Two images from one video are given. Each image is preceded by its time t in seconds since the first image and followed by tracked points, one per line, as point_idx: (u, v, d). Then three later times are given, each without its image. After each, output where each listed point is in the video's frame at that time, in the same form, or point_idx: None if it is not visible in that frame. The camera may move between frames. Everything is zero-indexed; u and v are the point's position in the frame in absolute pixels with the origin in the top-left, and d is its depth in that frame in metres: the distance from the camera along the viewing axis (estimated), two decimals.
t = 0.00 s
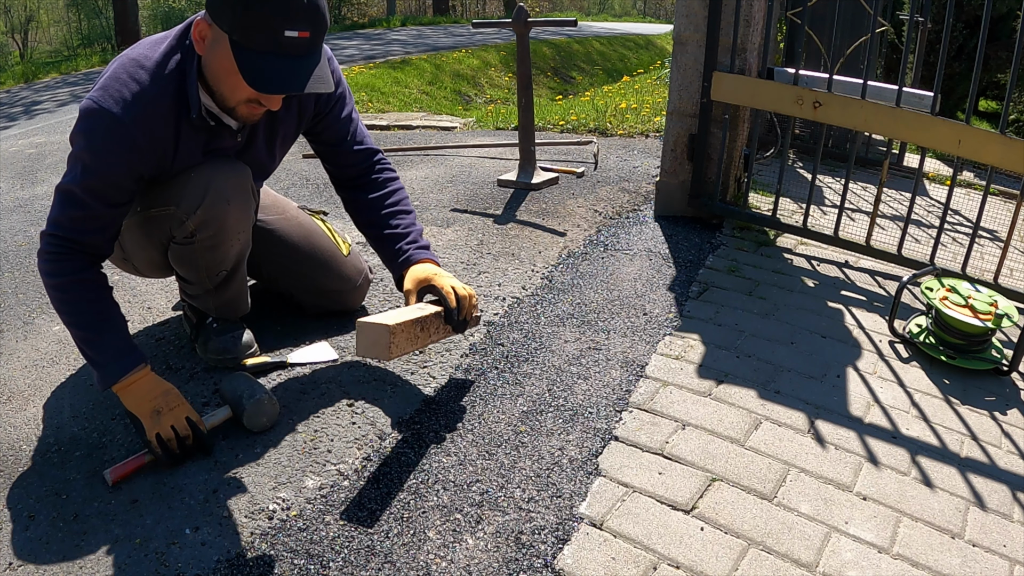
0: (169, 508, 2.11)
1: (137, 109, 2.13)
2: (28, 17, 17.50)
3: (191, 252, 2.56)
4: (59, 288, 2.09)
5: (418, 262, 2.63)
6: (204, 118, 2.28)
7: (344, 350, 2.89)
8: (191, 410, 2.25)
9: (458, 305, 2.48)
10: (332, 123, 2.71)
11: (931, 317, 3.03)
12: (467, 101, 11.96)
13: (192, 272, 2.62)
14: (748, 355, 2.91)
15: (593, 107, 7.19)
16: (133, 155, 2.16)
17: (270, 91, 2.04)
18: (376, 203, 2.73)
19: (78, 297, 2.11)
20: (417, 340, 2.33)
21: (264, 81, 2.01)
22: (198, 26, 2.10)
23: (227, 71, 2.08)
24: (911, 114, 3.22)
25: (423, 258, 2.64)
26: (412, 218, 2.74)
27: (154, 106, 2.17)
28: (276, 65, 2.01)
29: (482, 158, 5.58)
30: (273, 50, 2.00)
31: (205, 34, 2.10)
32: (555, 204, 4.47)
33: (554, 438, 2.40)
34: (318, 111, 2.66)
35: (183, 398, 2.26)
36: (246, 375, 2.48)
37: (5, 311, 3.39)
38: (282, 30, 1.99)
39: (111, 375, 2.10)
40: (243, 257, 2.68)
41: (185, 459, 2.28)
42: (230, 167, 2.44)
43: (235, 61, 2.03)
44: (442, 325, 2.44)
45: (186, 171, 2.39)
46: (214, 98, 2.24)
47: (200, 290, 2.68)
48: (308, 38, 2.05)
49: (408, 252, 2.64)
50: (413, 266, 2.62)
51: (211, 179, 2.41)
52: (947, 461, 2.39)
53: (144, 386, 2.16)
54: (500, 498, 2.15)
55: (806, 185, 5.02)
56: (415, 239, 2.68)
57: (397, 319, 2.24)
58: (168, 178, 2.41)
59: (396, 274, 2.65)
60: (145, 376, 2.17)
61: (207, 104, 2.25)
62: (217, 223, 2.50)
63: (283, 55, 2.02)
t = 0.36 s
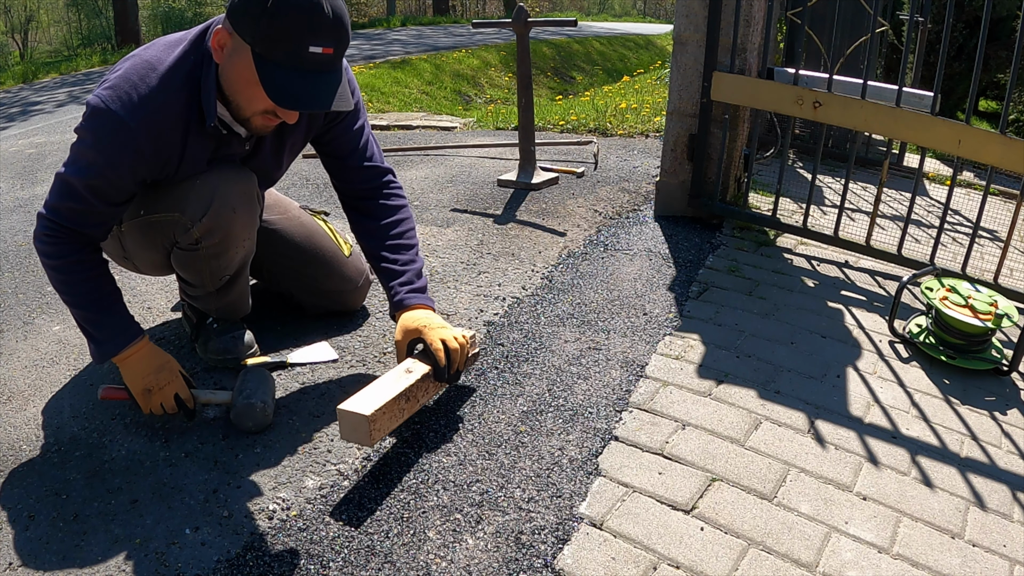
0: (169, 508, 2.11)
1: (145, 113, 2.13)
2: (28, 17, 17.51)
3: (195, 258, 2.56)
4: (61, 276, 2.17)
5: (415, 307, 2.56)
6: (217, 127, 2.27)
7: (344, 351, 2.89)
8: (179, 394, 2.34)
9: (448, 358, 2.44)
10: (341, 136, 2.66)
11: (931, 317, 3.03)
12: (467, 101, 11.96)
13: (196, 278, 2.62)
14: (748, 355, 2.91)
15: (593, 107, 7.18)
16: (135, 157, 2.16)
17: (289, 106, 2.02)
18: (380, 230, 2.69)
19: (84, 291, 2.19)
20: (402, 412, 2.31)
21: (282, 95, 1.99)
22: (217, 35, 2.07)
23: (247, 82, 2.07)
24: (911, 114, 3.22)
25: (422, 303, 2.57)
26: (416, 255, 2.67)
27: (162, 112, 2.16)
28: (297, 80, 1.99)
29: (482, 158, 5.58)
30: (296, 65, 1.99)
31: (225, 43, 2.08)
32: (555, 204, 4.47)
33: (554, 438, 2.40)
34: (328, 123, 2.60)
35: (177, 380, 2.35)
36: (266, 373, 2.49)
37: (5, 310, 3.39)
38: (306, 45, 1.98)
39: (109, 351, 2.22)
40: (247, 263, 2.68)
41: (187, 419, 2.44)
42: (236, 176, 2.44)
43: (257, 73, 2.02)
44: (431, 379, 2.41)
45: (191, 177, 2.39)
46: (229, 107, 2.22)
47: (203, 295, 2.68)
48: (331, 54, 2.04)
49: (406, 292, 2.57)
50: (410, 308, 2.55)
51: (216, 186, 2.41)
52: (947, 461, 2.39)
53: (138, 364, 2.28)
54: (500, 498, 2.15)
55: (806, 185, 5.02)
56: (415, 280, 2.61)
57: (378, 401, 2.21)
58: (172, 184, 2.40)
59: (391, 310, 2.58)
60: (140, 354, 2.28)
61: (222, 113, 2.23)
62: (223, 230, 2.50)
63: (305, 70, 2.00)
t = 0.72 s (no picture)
0: (169, 508, 2.11)
1: (145, 117, 2.13)
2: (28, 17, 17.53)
3: (195, 259, 2.56)
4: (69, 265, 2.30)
5: (406, 339, 2.50)
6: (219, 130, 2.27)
7: (344, 351, 2.89)
8: (189, 368, 2.41)
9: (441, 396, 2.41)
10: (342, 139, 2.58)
11: (931, 317, 3.03)
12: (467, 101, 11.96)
13: (196, 279, 2.63)
14: (748, 355, 2.91)
15: (593, 107, 7.18)
16: (134, 159, 2.18)
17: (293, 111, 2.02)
18: (370, 245, 2.59)
19: (88, 279, 2.31)
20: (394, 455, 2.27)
21: (287, 100, 1.99)
22: (224, 37, 2.07)
23: (252, 86, 2.07)
24: (911, 114, 3.21)
25: (413, 335, 2.51)
26: (408, 278, 2.59)
27: (162, 116, 2.16)
28: (302, 85, 1.99)
29: (481, 158, 5.58)
30: (302, 70, 1.99)
31: (231, 45, 2.07)
32: (555, 204, 4.47)
33: (554, 438, 2.40)
34: (328, 126, 2.53)
35: (184, 354, 2.41)
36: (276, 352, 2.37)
37: (5, 310, 3.39)
38: (313, 51, 1.97)
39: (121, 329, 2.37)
40: (247, 264, 2.69)
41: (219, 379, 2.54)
42: (236, 179, 2.44)
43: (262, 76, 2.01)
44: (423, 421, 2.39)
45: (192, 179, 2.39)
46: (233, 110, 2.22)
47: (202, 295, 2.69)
48: (337, 61, 2.03)
49: (394, 319, 2.51)
50: (397, 337, 2.49)
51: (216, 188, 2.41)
52: (947, 461, 2.39)
53: (147, 341, 2.39)
54: (500, 498, 2.15)
55: (806, 185, 5.02)
56: (405, 305, 2.54)
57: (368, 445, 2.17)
58: (171, 186, 2.40)
59: (377, 333, 2.51)
60: (146, 332, 2.38)
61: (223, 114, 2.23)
62: (223, 231, 2.50)
63: (311, 75, 2.00)
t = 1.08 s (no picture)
0: (169, 508, 2.11)
1: (148, 105, 2.14)
2: (28, 17, 17.55)
3: (192, 251, 2.55)
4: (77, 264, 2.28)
5: (421, 316, 2.54)
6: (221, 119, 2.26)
7: (344, 351, 2.89)
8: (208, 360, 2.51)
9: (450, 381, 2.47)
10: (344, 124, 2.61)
11: (931, 317, 3.03)
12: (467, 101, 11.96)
13: (194, 271, 2.62)
14: (748, 355, 2.91)
15: (593, 107, 7.18)
16: (140, 149, 2.19)
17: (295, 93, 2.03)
18: (380, 228, 2.62)
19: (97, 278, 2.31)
20: (394, 454, 2.27)
21: (289, 82, 2.00)
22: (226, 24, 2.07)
23: (254, 70, 2.07)
24: (911, 114, 3.22)
25: (427, 311, 2.55)
26: (419, 257, 2.62)
27: (167, 104, 2.17)
28: (303, 69, 2.00)
29: (481, 158, 5.58)
30: (301, 54, 1.99)
31: (232, 32, 2.07)
32: (555, 204, 4.47)
33: (554, 438, 2.40)
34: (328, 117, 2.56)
35: (206, 347, 2.49)
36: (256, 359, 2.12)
37: (5, 310, 3.39)
38: (312, 34, 1.97)
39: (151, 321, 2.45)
40: (244, 257, 2.68)
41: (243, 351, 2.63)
42: (232, 166, 2.42)
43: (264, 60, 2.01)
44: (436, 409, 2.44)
45: (190, 169, 2.37)
46: (235, 99, 2.23)
47: (200, 288, 2.68)
48: (337, 44, 2.04)
49: (409, 298, 2.55)
50: (411, 314, 2.53)
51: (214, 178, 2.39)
52: (947, 461, 2.39)
53: (172, 334, 2.47)
54: (500, 498, 2.15)
55: (806, 185, 5.02)
56: (416, 284, 2.58)
57: (370, 447, 2.18)
58: (170, 176, 2.39)
59: (392, 313, 2.55)
60: (169, 327, 2.45)
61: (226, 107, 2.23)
62: (220, 223, 2.49)
63: (311, 59, 2.01)
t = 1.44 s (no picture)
0: (169, 508, 2.11)
1: (160, 91, 2.15)
2: (28, 17, 17.56)
3: (196, 247, 2.56)
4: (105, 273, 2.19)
5: (415, 327, 2.53)
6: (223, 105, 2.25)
7: (344, 351, 2.90)
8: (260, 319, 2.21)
9: (448, 388, 2.49)
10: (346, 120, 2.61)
11: (931, 317, 3.03)
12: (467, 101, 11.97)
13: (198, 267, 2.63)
14: (748, 355, 2.91)
15: (593, 108, 7.18)
16: (155, 137, 2.19)
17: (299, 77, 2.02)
18: (370, 225, 2.57)
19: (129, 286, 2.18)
20: (394, 454, 2.27)
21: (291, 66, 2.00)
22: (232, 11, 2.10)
23: (258, 55, 2.07)
24: (911, 115, 3.22)
25: (420, 322, 2.54)
26: (410, 260, 2.57)
27: (178, 89, 2.18)
28: (306, 53, 1.99)
29: (481, 158, 5.58)
30: (305, 39, 1.98)
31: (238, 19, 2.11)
32: (555, 204, 4.47)
33: (554, 438, 2.40)
34: (325, 108, 2.56)
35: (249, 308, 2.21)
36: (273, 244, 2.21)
37: (5, 310, 3.39)
38: (316, 19, 1.97)
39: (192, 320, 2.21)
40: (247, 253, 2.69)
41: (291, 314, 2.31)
42: (235, 160, 2.42)
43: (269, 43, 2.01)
44: (434, 413, 2.44)
45: (195, 162, 2.37)
46: (238, 87, 2.23)
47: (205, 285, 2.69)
48: (341, 31, 2.03)
49: (405, 306, 2.52)
50: (405, 325, 2.51)
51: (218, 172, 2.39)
52: (947, 461, 2.39)
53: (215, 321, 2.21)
54: (500, 498, 2.15)
55: (806, 185, 5.02)
56: (410, 289, 2.54)
57: (371, 448, 2.18)
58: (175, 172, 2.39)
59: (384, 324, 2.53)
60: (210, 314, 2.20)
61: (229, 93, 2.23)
62: (223, 218, 2.51)
63: (316, 44, 2.00)
